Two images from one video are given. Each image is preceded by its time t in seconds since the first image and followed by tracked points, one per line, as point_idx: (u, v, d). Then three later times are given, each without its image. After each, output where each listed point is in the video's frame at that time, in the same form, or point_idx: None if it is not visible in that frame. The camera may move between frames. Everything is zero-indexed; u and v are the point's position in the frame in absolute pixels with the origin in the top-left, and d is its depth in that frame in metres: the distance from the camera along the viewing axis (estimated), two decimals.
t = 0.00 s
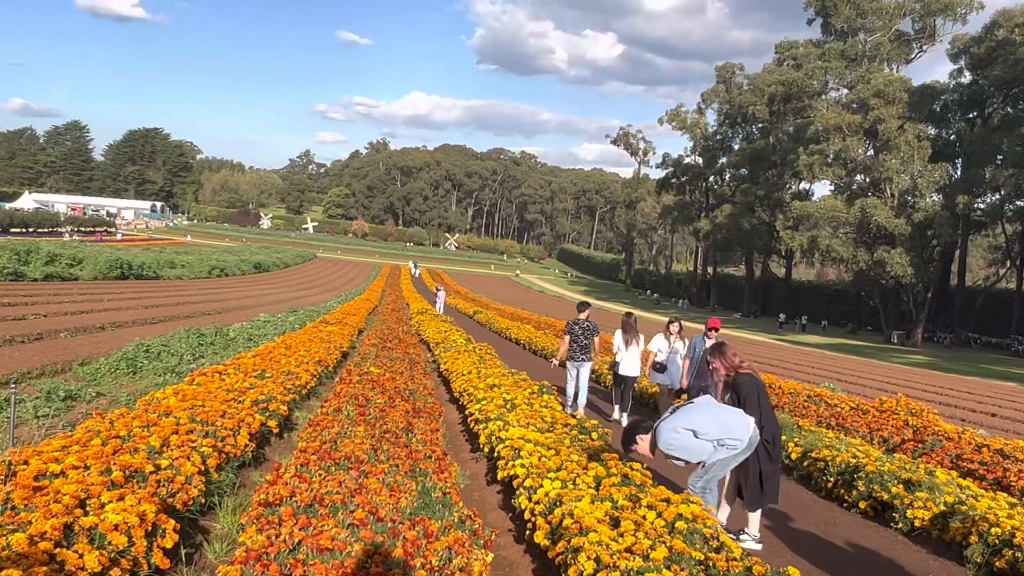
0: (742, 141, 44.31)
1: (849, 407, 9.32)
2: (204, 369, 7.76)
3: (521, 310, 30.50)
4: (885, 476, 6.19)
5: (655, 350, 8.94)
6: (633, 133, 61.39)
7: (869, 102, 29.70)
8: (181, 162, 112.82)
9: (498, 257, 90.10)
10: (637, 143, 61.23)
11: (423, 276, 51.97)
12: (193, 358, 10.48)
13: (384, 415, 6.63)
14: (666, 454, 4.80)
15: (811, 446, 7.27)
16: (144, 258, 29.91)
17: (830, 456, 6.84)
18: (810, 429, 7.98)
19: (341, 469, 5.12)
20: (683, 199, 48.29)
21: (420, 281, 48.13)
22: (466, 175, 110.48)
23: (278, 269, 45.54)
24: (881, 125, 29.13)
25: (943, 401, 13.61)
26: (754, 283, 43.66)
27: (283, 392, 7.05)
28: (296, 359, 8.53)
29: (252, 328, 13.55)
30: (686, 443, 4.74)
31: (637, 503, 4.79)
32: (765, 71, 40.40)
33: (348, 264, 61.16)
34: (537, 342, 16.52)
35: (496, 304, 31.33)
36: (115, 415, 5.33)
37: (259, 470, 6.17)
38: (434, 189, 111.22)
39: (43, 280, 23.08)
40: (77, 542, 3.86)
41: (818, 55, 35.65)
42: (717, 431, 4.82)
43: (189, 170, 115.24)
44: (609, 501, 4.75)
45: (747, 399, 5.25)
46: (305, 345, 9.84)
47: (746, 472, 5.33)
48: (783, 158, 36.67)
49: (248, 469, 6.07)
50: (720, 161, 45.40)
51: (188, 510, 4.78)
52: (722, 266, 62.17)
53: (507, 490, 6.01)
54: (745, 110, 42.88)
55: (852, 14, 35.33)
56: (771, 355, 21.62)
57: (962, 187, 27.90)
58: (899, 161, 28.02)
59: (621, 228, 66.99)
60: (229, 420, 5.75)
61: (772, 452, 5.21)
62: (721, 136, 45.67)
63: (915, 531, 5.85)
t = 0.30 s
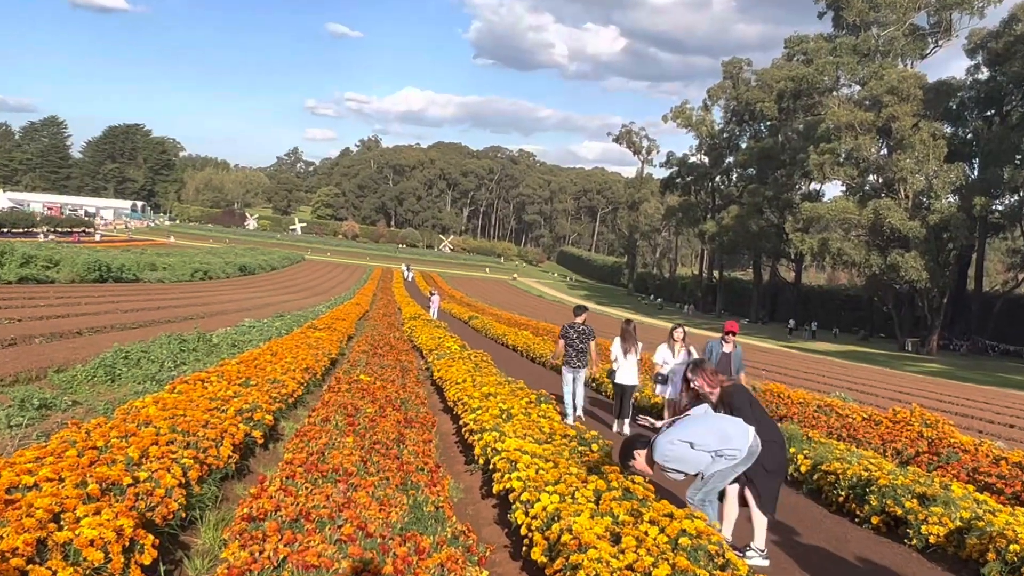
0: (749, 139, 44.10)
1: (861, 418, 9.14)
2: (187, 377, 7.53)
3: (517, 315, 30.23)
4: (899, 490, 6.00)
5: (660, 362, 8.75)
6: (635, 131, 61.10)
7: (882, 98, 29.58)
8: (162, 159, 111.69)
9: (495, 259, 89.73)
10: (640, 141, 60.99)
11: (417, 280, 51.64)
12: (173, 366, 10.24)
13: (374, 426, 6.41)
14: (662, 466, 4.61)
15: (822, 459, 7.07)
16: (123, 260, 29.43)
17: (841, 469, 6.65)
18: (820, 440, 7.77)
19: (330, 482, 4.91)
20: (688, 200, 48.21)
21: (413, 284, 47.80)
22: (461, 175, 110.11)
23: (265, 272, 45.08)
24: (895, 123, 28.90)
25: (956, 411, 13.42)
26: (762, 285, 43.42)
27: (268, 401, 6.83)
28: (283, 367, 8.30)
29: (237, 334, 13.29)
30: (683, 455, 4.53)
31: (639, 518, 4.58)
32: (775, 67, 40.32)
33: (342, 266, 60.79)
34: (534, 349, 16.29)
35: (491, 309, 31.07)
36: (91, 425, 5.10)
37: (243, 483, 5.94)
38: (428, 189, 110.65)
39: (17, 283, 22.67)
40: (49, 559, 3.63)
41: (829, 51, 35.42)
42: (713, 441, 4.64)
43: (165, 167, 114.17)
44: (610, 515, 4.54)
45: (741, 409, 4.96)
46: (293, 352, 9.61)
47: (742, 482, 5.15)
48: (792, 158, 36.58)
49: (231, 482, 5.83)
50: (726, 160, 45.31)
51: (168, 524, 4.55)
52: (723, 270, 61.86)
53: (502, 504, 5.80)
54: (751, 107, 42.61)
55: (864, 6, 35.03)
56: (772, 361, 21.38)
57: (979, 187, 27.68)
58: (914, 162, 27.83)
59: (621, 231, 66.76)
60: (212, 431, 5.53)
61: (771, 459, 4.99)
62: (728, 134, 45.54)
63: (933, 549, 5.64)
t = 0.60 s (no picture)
0: (756, 140, 43.80)
1: (869, 427, 9.02)
2: (178, 384, 7.48)
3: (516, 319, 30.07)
4: (907, 503, 5.90)
5: (662, 368, 8.57)
6: (639, 133, 60.75)
7: (891, 100, 29.38)
8: (153, 159, 111.41)
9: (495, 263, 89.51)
10: (643, 144, 60.68)
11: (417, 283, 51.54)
12: (164, 373, 10.21)
13: (370, 434, 6.35)
14: (660, 458, 4.56)
15: (828, 470, 6.97)
16: (115, 263, 29.43)
17: (848, 480, 6.55)
18: (825, 450, 7.68)
19: (323, 494, 4.83)
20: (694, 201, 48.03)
21: (412, 287, 47.70)
22: (462, 177, 109.98)
23: (259, 276, 45.02)
24: (904, 125, 28.68)
25: (966, 421, 13.24)
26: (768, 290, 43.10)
27: (262, 409, 6.79)
28: (278, 374, 8.27)
29: (229, 340, 13.24)
30: (682, 445, 4.48)
31: (640, 531, 4.49)
32: (782, 66, 40.03)
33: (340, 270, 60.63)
34: (533, 355, 16.21)
35: (491, 314, 30.90)
36: (79, 435, 5.06)
37: (235, 493, 5.89)
38: (427, 191, 110.30)
39: (4, 286, 22.68)
40: None
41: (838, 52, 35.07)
42: (712, 436, 4.58)
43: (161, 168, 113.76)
44: (610, 528, 4.46)
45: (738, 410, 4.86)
46: (287, 358, 9.57)
47: (743, 490, 5.03)
48: (799, 160, 36.28)
49: (224, 492, 5.78)
50: (732, 161, 44.98)
51: (157, 536, 4.48)
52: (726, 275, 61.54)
53: (501, 516, 5.72)
54: (758, 108, 42.22)
55: (873, 6, 34.63)
56: (774, 368, 21.19)
57: (991, 191, 27.23)
58: (923, 164, 27.35)
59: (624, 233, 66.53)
60: (203, 440, 5.49)
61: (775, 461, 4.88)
62: (733, 136, 45.26)
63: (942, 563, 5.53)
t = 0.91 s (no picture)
0: (757, 147, 43.87)
1: (871, 434, 9.00)
2: (181, 390, 7.48)
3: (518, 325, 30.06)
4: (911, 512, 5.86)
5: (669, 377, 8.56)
6: (640, 139, 60.84)
7: (893, 106, 29.35)
8: (156, 165, 111.57)
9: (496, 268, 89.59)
10: (644, 151, 60.62)
11: (418, 288, 51.60)
12: (166, 379, 10.23)
13: (372, 441, 6.35)
14: (658, 441, 4.57)
15: (830, 477, 6.96)
16: (118, 269, 29.53)
17: (851, 488, 6.55)
18: (830, 458, 7.64)
19: (325, 502, 4.81)
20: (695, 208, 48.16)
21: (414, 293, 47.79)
22: (463, 184, 109.93)
23: (261, 281, 45.13)
24: (907, 131, 28.73)
25: (969, 428, 13.19)
26: (769, 296, 43.12)
27: (264, 415, 6.80)
28: (280, 380, 8.28)
29: (233, 346, 13.26)
30: (682, 430, 4.49)
31: (643, 539, 4.47)
32: (783, 74, 40.10)
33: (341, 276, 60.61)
34: (536, 361, 16.24)
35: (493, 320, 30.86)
36: (81, 441, 5.06)
37: (237, 500, 5.87)
38: (429, 198, 110.27)
39: (7, 291, 22.80)
40: None
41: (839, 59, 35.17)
42: (713, 428, 4.60)
43: (164, 174, 114.12)
44: (613, 537, 4.45)
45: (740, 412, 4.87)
46: (290, 364, 9.59)
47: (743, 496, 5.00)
48: (801, 167, 36.33)
49: (225, 499, 5.76)
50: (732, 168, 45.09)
51: (158, 545, 4.46)
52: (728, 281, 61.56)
53: (503, 524, 5.71)
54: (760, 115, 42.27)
55: (875, 13, 34.90)
56: (776, 375, 21.19)
57: (993, 198, 27.23)
58: (926, 171, 27.33)
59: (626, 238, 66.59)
60: (205, 447, 5.48)
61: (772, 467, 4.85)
62: (735, 143, 45.33)
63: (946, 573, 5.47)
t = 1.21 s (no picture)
0: (760, 154, 43.82)
1: (876, 442, 8.96)
2: (185, 398, 7.49)
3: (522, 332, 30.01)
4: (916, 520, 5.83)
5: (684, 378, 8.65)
6: (643, 146, 60.82)
7: (897, 113, 29.04)
8: (160, 173, 111.88)
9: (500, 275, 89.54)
10: (647, 158, 60.59)
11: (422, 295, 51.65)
12: (171, 387, 10.25)
13: (376, 448, 6.35)
14: (665, 410, 4.85)
15: (835, 485, 6.94)
16: (122, 277, 29.60)
17: (856, 496, 6.53)
18: (835, 465, 7.61)
19: (329, 511, 4.80)
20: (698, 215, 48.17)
21: (417, 301, 47.87)
22: (466, 191, 109.99)
23: (265, 288, 45.19)
24: (910, 138, 28.42)
25: (975, 436, 13.12)
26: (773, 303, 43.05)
27: (268, 423, 6.81)
28: (285, 387, 8.29)
29: (237, 352, 13.27)
30: (688, 404, 4.73)
31: (648, 547, 4.47)
32: (786, 81, 40.04)
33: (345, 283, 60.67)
34: (539, 368, 16.24)
35: (497, 327, 30.82)
36: (85, 449, 5.07)
37: (241, 508, 5.87)
38: (432, 206, 110.37)
39: (11, 299, 22.90)
40: None
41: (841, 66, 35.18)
42: (720, 418, 4.76)
43: (168, 182, 114.41)
44: (617, 544, 4.44)
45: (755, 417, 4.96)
46: (294, 372, 9.60)
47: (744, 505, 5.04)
48: (804, 174, 36.28)
49: (229, 507, 5.76)
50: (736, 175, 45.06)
51: (162, 553, 4.46)
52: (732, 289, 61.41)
53: (508, 531, 5.70)
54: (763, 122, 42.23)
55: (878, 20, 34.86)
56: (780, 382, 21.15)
57: (997, 205, 27.11)
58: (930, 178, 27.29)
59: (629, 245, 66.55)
60: (209, 455, 5.48)
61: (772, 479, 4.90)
62: (738, 150, 45.30)
63: None
